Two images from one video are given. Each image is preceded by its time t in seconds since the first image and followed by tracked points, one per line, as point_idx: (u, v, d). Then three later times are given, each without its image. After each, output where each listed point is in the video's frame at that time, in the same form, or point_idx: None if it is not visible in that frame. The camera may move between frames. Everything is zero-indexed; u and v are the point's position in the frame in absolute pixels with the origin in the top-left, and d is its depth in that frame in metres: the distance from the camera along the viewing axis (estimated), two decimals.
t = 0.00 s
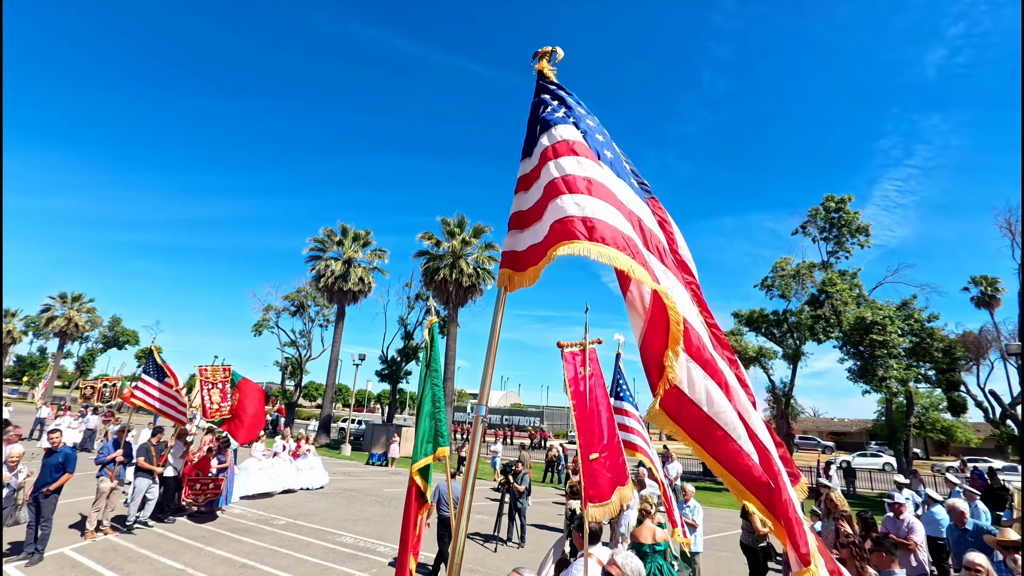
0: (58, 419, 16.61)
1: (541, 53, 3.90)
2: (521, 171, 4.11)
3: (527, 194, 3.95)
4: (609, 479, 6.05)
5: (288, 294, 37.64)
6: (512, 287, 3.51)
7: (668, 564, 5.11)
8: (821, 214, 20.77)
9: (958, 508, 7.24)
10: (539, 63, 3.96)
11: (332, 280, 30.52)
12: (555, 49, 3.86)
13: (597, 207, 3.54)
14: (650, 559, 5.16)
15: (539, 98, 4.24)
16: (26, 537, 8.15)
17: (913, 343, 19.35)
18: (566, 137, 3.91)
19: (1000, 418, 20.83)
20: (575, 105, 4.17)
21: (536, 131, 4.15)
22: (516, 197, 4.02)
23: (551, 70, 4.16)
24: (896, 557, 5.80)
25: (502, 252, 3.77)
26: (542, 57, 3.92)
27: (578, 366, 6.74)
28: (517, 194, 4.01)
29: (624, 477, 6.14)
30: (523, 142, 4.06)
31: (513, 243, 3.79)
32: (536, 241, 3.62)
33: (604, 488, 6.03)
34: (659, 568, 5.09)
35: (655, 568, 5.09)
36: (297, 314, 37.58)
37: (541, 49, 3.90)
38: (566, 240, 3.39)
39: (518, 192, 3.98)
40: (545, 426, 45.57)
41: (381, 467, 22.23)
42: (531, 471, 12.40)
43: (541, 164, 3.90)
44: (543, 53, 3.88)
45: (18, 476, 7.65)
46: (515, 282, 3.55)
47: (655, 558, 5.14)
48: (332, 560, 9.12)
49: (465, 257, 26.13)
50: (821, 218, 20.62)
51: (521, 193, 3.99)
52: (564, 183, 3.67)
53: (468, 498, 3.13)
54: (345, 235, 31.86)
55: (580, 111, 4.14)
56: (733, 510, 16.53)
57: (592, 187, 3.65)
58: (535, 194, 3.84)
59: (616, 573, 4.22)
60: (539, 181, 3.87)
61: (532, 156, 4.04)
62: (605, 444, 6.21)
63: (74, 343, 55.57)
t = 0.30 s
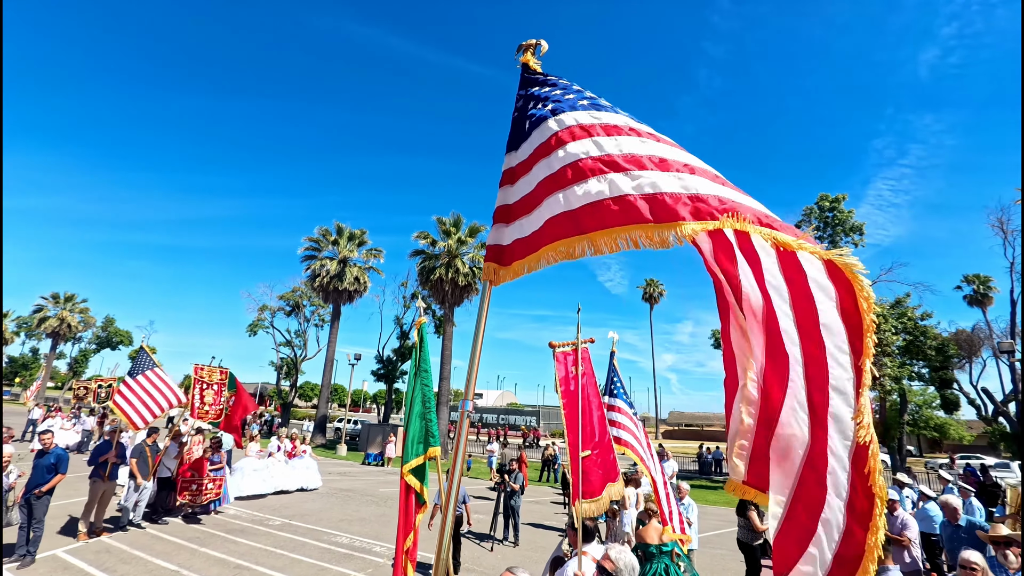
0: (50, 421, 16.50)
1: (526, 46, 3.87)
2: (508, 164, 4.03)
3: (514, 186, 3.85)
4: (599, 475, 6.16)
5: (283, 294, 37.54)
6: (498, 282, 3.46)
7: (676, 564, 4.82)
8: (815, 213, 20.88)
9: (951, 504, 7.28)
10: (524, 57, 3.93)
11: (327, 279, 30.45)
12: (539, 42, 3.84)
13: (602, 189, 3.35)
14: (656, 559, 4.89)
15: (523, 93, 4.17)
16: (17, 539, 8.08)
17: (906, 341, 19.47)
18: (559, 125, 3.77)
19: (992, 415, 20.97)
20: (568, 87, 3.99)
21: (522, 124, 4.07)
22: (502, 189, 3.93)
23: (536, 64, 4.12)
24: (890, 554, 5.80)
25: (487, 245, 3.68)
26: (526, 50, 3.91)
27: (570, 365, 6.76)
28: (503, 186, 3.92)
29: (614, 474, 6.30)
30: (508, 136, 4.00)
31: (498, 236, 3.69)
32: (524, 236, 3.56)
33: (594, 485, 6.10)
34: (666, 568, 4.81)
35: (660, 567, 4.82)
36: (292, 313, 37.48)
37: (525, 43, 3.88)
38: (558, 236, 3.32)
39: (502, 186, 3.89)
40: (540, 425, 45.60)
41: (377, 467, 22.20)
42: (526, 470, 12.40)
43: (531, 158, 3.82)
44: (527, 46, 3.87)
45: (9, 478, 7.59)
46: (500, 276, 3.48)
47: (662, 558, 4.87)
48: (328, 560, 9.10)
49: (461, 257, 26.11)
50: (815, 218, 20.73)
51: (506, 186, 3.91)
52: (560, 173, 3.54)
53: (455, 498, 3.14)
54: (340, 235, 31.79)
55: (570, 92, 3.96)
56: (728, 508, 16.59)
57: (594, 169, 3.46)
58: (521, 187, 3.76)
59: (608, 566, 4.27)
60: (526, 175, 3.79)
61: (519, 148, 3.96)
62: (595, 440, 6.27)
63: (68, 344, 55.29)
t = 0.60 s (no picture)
0: (43, 422, 16.38)
1: (516, 39, 3.86)
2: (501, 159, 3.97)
3: (507, 182, 3.77)
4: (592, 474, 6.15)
5: (279, 293, 37.42)
6: (488, 278, 3.42)
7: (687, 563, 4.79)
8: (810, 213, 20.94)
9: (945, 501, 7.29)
10: (514, 49, 3.92)
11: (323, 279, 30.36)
12: (530, 34, 3.80)
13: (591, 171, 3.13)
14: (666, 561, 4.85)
15: (515, 87, 4.12)
16: (11, 541, 8.01)
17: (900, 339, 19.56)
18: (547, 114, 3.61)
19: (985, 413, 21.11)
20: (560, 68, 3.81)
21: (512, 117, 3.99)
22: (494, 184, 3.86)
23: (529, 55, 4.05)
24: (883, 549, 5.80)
25: (478, 240, 3.64)
26: (517, 42, 3.88)
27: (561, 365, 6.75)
28: (495, 181, 3.86)
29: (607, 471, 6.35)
30: (499, 130, 3.95)
31: (490, 231, 3.65)
32: (516, 232, 3.50)
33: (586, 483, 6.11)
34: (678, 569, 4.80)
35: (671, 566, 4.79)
36: (288, 313, 37.37)
37: (516, 35, 3.87)
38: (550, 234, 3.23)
39: (493, 181, 3.82)
40: (537, 425, 45.59)
41: (373, 467, 22.17)
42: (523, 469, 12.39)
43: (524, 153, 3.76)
44: (518, 39, 3.84)
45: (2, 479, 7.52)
46: (492, 272, 3.44)
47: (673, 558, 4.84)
48: (325, 561, 9.07)
49: (457, 256, 26.06)
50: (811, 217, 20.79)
51: (497, 180, 3.84)
52: (557, 169, 3.38)
53: (446, 496, 3.11)
54: (335, 234, 31.70)
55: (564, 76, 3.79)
56: (723, 507, 16.63)
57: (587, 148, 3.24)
58: (513, 183, 3.71)
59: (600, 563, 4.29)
60: (519, 171, 3.72)
61: (510, 142, 3.90)
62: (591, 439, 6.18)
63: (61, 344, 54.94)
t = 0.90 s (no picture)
0: (37, 423, 16.24)
1: (510, 28, 3.84)
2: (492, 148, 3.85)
3: (505, 176, 3.72)
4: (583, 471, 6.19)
5: (275, 292, 37.29)
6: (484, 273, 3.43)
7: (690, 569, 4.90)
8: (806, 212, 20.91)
9: (939, 498, 7.28)
10: (508, 38, 3.88)
11: (319, 278, 30.24)
12: (525, 26, 3.76)
13: (605, 184, 3.21)
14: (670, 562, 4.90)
15: (511, 77, 4.04)
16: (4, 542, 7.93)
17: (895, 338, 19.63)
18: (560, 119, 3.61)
19: (978, 411, 21.24)
20: (563, 58, 3.71)
21: (509, 108, 3.91)
22: (486, 175, 3.77)
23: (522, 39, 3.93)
24: (878, 546, 5.78)
25: (472, 234, 3.60)
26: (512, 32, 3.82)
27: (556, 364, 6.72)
28: (488, 172, 3.76)
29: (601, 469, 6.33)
30: (494, 123, 3.88)
31: (484, 225, 3.61)
32: (515, 232, 3.52)
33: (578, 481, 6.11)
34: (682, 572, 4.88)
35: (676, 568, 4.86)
36: (284, 312, 37.24)
37: (510, 24, 3.84)
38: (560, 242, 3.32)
39: (488, 173, 3.76)
40: (533, 424, 45.59)
41: (370, 466, 22.13)
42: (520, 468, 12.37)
43: (525, 151, 3.72)
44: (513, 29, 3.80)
45: None
46: (486, 268, 3.45)
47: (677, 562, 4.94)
48: (321, 560, 9.02)
49: (454, 255, 25.98)
50: (807, 216, 20.78)
51: (491, 175, 3.77)
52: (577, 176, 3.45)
53: (441, 495, 3.08)
54: (332, 233, 31.56)
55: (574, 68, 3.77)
56: (720, 505, 16.62)
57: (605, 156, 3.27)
58: (511, 179, 3.68)
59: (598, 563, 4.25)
60: (520, 169, 3.69)
61: (506, 137, 3.85)
62: (583, 437, 6.23)
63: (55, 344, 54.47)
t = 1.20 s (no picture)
0: (31, 423, 16.12)
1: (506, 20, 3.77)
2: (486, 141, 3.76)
3: (501, 171, 3.69)
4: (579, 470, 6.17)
5: (271, 292, 37.22)
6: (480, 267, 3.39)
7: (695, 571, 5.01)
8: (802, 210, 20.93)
9: (934, 495, 7.28)
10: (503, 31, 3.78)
11: (316, 277, 30.14)
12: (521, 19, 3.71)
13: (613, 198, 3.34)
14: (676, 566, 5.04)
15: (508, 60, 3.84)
16: None
17: (889, 337, 19.70)
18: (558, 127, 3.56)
19: (972, 409, 21.36)
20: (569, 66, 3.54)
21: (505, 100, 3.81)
22: (481, 170, 3.72)
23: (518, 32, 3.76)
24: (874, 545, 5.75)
25: (467, 227, 3.56)
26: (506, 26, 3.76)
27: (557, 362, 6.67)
28: (483, 167, 3.72)
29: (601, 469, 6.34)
30: (489, 114, 3.77)
31: (479, 220, 3.58)
32: (509, 223, 3.56)
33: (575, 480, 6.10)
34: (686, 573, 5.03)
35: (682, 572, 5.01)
36: (280, 312, 37.13)
37: (506, 17, 3.77)
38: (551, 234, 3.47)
39: (483, 167, 3.71)
40: (530, 423, 45.58)
41: (367, 466, 22.08)
42: (517, 467, 12.36)
43: (519, 144, 3.68)
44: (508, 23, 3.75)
45: None
46: (481, 263, 3.43)
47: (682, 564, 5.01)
48: (317, 560, 8.98)
49: (451, 254, 25.92)
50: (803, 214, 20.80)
51: (487, 167, 3.72)
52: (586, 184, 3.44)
53: (436, 494, 3.05)
54: (328, 232, 31.44)
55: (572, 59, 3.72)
56: (716, 503, 16.65)
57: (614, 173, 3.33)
58: (509, 174, 3.65)
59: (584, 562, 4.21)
60: (515, 162, 3.67)
61: (500, 129, 3.77)
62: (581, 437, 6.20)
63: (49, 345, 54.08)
